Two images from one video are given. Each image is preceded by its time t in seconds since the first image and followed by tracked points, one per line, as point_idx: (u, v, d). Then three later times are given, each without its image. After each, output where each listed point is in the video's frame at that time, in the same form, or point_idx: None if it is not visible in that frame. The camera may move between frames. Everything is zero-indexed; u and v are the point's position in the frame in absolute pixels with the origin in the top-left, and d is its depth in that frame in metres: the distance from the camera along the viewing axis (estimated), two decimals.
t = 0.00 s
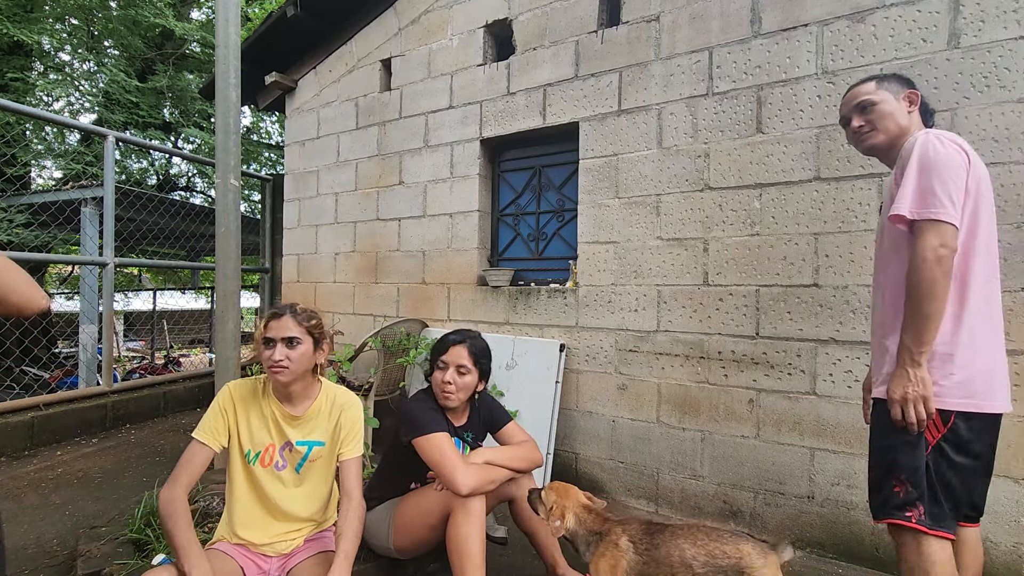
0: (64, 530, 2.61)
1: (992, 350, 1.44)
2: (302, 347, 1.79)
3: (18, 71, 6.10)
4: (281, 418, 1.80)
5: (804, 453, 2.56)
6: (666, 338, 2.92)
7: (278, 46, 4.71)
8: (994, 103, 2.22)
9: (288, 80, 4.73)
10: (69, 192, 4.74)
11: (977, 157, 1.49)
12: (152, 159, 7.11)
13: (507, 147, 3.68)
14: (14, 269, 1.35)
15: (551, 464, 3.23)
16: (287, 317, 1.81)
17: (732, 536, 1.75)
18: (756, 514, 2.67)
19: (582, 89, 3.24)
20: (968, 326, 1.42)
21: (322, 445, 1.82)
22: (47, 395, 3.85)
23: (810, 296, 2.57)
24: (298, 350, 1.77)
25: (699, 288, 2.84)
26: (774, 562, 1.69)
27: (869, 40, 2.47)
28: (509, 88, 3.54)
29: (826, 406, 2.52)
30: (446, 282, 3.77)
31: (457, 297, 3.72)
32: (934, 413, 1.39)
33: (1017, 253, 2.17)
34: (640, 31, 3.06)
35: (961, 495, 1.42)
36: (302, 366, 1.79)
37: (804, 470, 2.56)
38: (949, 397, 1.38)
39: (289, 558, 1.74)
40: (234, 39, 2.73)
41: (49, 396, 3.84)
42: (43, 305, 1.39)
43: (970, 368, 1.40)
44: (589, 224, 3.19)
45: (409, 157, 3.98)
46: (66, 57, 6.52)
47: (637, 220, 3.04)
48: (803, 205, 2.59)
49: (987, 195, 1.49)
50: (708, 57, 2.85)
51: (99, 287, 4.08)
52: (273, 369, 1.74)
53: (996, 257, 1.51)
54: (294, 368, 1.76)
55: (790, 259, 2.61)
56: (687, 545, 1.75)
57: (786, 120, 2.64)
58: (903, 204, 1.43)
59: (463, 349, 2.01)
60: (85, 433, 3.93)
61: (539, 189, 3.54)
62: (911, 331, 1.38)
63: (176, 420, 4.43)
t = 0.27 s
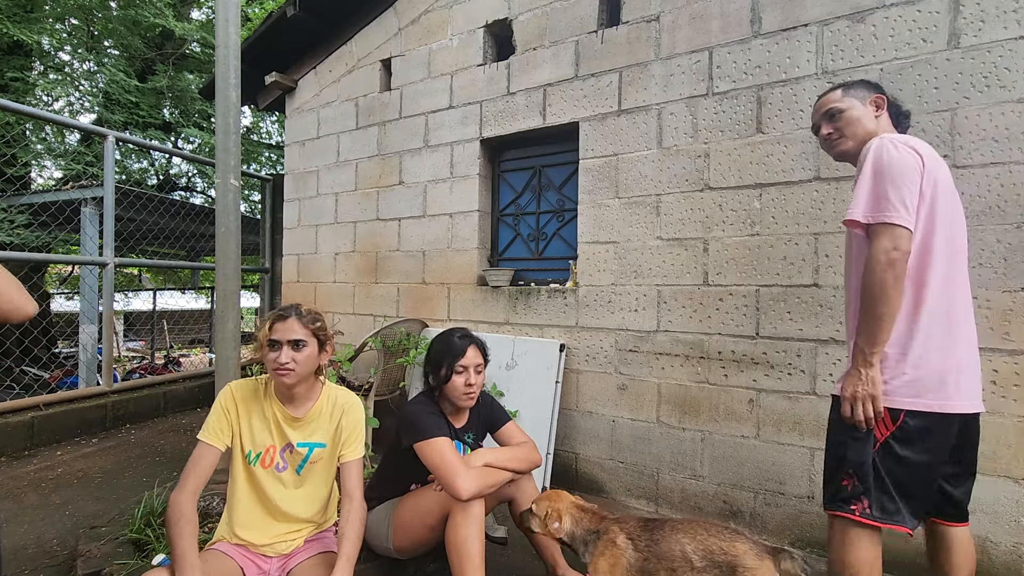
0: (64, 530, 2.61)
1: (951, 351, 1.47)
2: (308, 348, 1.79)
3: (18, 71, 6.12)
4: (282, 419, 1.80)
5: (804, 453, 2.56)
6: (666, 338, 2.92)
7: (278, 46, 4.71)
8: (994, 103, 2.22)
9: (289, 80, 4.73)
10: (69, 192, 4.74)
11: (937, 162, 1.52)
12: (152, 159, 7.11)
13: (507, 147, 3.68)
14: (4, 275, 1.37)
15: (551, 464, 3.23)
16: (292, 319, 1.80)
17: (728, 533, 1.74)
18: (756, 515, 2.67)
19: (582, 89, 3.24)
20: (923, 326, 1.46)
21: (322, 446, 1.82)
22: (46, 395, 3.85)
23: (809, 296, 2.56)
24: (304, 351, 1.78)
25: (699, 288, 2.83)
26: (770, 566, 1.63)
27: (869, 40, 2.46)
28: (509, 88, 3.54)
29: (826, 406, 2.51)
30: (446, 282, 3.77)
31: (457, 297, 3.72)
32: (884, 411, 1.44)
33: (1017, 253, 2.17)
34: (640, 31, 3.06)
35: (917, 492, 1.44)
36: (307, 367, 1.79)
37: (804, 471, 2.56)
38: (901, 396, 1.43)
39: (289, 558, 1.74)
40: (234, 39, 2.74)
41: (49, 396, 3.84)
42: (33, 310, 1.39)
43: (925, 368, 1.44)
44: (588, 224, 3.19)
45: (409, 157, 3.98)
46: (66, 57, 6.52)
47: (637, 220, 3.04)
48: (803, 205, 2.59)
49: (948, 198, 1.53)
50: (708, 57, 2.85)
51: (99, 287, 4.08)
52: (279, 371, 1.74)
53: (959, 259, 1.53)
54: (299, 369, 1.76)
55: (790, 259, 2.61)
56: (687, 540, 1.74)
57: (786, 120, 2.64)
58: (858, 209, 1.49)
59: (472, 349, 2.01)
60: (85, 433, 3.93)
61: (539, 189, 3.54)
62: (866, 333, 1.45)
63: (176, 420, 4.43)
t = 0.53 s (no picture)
0: (64, 530, 2.61)
1: (881, 348, 1.49)
2: (310, 348, 1.79)
3: (18, 71, 6.13)
4: (282, 419, 1.80)
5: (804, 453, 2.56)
6: (666, 338, 2.92)
7: (278, 46, 4.71)
8: (994, 103, 2.22)
9: (288, 80, 4.72)
10: (69, 192, 4.74)
11: (863, 158, 1.54)
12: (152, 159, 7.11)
13: (507, 147, 3.68)
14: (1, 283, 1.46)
15: (551, 464, 3.23)
16: (292, 319, 1.80)
17: (723, 534, 1.75)
18: (756, 515, 2.67)
19: (582, 89, 3.24)
20: (846, 326, 1.52)
21: (322, 446, 1.82)
22: (46, 395, 3.85)
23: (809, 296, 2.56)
24: (307, 351, 1.78)
25: (699, 288, 2.83)
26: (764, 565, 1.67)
27: (869, 40, 2.47)
28: (509, 88, 3.54)
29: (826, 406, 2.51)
30: (446, 282, 3.77)
31: (457, 297, 3.72)
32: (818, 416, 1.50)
33: (1017, 253, 2.17)
34: (640, 31, 3.06)
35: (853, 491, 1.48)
36: (310, 367, 1.80)
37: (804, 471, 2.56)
38: (828, 395, 1.49)
39: (289, 559, 1.74)
40: (234, 39, 2.74)
41: (49, 396, 3.84)
42: (24, 321, 1.47)
43: (846, 366, 1.49)
44: (588, 224, 3.19)
45: (409, 157, 3.98)
46: (66, 57, 6.52)
47: (637, 220, 3.04)
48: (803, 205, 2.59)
49: (878, 194, 1.54)
50: (708, 57, 2.85)
51: (99, 287, 4.08)
52: (280, 371, 1.74)
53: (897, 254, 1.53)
54: (303, 369, 1.77)
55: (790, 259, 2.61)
56: (677, 540, 1.76)
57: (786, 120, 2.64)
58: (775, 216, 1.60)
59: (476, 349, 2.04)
60: (85, 433, 3.93)
61: (539, 189, 3.54)
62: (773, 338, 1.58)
63: (176, 420, 4.43)
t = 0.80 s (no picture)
0: (65, 530, 2.61)
1: (821, 344, 1.46)
2: (315, 347, 1.81)
3: (18, 72, 6.13)
4: (281, 418, 1.80)
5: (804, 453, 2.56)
6: (666, 337, 2.92)
7: (278, 46, 4.71)
8: (994, 103, 2.22)
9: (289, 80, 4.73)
10: (69, 192, 4.74)
11: (799, 158, 1.55)
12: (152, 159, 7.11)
13: (507, 147, 3.68)
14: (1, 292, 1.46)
15: (551, 464, 3.23)
16: (295, 319, 1.79)
17: (715, 539, 1.72)
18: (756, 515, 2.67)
19: (582, 89, 3.24)
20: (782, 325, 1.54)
21: (321, 444, 1.82)
22: (46, 395, 3.85)
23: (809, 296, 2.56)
24: (313, 350, 1.80)
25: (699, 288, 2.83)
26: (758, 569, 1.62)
27: (869, 40, 2.47)
28: (509, 88, 3.54)
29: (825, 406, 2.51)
30: (446, 282, 3.77)
31: (457, 297, 3.72)
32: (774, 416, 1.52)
33: (1017, 253, 2.17)
34: (640, 31, 3.06)
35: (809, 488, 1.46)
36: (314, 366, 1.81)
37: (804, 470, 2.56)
38: (776, 395, 1.51)
39: (289, 558, 1.74)
40: (234, 39, 2.74)
41: (49, 396, 3.84)
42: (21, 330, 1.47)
43: (782, 364, 1.51)
44: (589, 224, 3.19)
45: (409, 157, 3.98)
46: (66, 57, 6.52)
47: (637, 220, 3.04)
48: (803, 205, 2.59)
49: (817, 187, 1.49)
50: (708, 57, 2.85)
51: (99, 287, 4.07)
52: (284, 370, 1.74)
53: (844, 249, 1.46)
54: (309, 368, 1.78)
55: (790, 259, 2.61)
56: (666, 549, 1.73)
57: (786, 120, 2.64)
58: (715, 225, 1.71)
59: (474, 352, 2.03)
60: (85, 433, 3.92)
61: (539, 189, 3.54)
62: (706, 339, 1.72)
63: (176, 420, 4.43)
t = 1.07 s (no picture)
0: (65, 530, 2.61)
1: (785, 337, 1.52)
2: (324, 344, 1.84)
3: (18, 72, 6.13)
4: (280, 417, 1.80)
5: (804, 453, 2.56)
6: (666, 337, 2.92)
7: (278, 46, 4.71)
8: (994, 103, 2.22)
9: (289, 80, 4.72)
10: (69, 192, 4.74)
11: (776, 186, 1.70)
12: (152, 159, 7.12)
13: (507, 147, 3.68)
14: None
15: (551, 464, 3.23)
16: (305, 318, 1.78)
17: (718, 540, 1.70)
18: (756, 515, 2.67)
19: (582, 89, 3.24)
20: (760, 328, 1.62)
21: (321, 440, 1.84)
22: (46, 395, 3.85)
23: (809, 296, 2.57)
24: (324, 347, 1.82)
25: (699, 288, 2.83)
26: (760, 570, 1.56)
27: (869, 40, 2.46)
28: (509, 88, 3.54)
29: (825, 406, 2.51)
30: (446, 282, 3.78)
31: (457, 297, 3.72)
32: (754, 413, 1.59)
33: (1017, 253, 2.17)
34: (639, 31, 3.06)
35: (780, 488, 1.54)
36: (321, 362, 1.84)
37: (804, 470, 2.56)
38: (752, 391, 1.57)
39: (290, 557, 1.75)
40: (234, 39, 2.74)
41: (49, 396, 3.84)
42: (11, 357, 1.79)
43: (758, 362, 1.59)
44: (589, 224, 3.19)
45: (409, 157, 3.98)
46: (67, 57, 6.52)
47: (637, 220, 3.04)
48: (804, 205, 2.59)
49: (789, 199, 1.61)
50: (708, 57, 2.85)
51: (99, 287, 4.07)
52: (311, 367, 1.75)
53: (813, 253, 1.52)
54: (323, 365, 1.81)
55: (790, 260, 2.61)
56: (668, 549, 1.73)
57: (786, 120, 2.64)
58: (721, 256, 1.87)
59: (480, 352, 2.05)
60: (85, 433, 3.92)
61: (539, 189, 3.54)
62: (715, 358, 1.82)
63: (176, 420, 4.43)
